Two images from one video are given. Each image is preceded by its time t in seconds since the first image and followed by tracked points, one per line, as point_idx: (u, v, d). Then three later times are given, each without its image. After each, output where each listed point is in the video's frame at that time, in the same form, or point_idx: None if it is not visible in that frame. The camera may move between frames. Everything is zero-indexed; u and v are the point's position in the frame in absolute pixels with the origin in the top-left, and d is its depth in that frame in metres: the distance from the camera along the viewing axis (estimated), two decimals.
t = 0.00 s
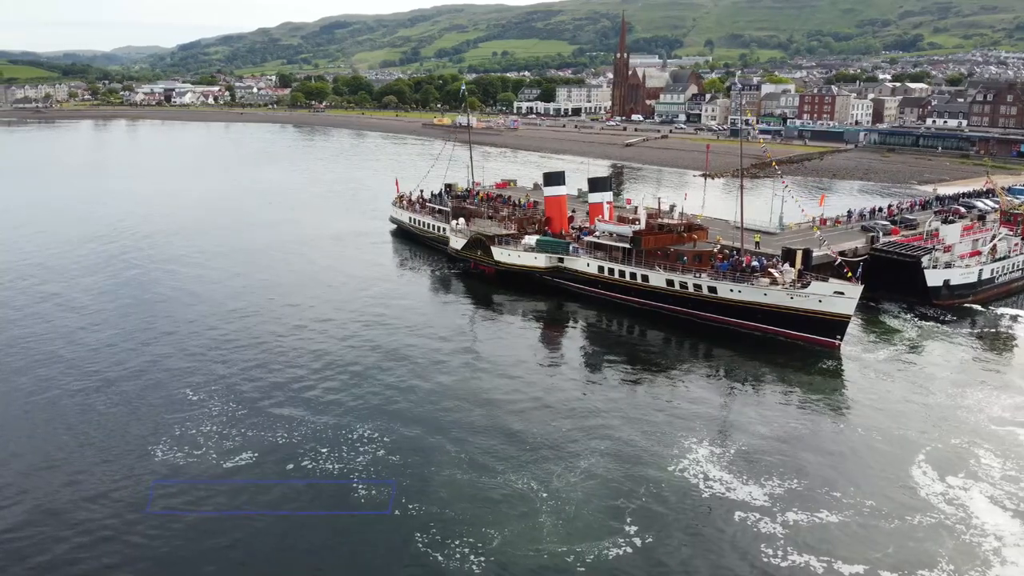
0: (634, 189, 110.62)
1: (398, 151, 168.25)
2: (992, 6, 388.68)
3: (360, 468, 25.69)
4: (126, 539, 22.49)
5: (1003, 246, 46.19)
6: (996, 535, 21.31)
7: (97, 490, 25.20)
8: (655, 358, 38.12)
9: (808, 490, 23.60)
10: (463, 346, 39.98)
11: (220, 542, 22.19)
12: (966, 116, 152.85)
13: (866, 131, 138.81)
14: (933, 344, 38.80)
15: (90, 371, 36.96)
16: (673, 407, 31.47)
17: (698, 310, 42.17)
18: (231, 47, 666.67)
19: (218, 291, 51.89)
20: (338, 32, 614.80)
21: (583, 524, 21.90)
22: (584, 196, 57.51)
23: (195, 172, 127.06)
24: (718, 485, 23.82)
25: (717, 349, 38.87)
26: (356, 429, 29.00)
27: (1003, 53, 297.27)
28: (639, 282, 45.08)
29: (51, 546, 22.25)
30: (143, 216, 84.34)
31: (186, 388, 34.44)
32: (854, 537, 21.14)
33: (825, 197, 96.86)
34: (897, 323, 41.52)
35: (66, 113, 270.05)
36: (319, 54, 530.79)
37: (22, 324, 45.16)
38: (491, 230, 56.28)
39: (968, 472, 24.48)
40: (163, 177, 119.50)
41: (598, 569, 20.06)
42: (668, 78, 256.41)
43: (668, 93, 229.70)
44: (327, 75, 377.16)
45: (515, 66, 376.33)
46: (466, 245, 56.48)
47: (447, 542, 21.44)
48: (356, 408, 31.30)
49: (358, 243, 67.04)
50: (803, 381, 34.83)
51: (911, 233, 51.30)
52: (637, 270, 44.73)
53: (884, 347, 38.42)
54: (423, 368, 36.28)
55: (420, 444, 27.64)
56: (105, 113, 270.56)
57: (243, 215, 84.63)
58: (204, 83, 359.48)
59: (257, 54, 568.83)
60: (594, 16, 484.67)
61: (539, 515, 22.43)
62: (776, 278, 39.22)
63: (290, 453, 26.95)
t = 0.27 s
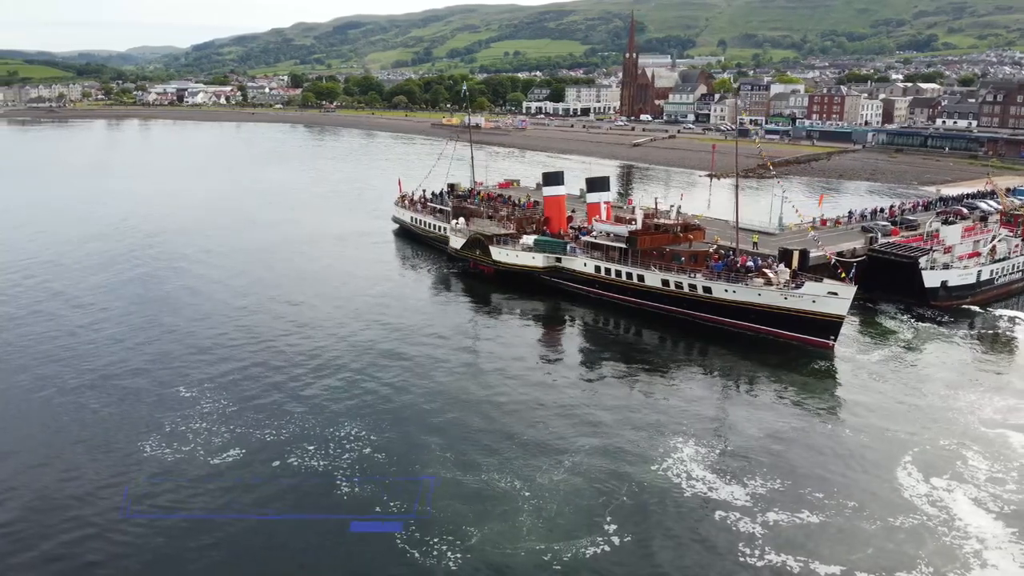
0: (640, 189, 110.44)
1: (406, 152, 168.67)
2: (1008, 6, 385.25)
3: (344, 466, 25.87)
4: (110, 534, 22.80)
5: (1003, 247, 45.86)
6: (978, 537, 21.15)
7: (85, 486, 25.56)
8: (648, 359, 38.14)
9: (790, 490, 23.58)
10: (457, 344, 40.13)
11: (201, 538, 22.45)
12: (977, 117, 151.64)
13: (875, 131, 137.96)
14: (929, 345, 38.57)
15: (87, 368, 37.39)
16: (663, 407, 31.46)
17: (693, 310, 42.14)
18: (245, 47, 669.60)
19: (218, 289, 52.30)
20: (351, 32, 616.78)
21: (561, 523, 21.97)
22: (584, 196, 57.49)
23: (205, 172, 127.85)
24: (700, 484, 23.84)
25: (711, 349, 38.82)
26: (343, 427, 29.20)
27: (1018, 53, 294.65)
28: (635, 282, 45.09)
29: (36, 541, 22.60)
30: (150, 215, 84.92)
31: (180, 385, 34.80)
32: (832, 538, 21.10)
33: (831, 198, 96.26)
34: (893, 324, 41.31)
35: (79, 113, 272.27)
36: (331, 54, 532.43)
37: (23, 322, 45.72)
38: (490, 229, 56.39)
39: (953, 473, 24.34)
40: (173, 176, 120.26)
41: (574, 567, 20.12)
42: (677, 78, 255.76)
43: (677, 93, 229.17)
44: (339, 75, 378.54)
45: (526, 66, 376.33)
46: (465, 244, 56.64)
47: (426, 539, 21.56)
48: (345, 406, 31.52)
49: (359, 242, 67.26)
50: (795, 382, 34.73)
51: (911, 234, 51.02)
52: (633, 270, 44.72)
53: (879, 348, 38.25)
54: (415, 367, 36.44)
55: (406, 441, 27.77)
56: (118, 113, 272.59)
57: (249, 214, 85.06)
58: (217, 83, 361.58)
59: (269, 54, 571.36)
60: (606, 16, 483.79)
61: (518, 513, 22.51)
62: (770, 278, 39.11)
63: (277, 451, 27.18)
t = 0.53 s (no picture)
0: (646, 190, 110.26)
1: (415, 151, 169.00)
2: None
3: (329, 463, 26.04)
4: (94, 530, 23.08)
5: (1002, 248, 45.54)
6: (959, 540, 21.01)
7: (73, 483, 25.87)
8: (642, 358, 38.14)
9: (772, 491, 23.57)
10: (451, 344, 40.29)
11: (183, 535, 22.65)
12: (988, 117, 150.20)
13: (883, 132, 137.10)
14: (924, 347, 38.40)
15: (83, 365, 37.79)
16: (652, 406, 31.49)
17: (688, 310, 42.09)
18: (258, 48, 672.77)
19: (218, 287, 52.72)
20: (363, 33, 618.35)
21: (541, 521, 22.04)
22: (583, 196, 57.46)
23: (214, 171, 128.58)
24: (681, 484, 23.84)
25: (705, 348, 38.78)
26: (331, 425, 29.36)
27: None
28: (632, 282, 45.08)
29: (22, 536, 22.92)
30: (157, 214, 85.54)
31: (173, 383, 35.12)
32: (811, 538, 21.07)
33: (837, 198, 95.93)
34: (889, 326, 41.14)
35: (93, 113, 274.63)
36: (343, 54, 533.88)
37: (25, 319, 46.28)
38: (489, 229, 56.48)
39: (938, 475, 24.21)
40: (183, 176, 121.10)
41: (551, 566, 20.20)
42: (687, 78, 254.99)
43: (686, 93, 228.49)
44: (351, 75, 379.75)
45: (537, 66, 376.09)
46: (465, 244, 56.77)
47: (405, 536, 21.71)
48: (335, 404, 31.73)
49: (361, 242, 67.53)
50: (787, 382, 34.65)
51: (911, 235, 50.70)
52: (629, 270, 44.72)
53: (873, 349, 38.10)
54: (407, 366, 36.58)
55: (392, 439, 27.91)
56: (132, 112, 274.52)
57: (254, 214, 85.44)
58: (230, 83, 363.40)
59: (282, 55, 574.05)
60: (617, 16, 482.78)
61: (499, 511, 22.60)
62: (764, 278, 38.99)
63: (263, 448, 27.39)
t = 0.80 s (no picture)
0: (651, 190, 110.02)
1: (424, 151, 169.16)
2: None
3: (315, 460, 26.24)
4: (79, 523, 23.38)
5: (1002, 249, 45.24)
6: (940, 542, 20.88)
7: (61, 478, 26.15)
8: (635, 358, 38.15)
9: (755, 491, 23.54)
10: (445, 343, 40.42)
11: (167, 531, 22.90)
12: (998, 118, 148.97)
13: (891, 132, 136.25)
14: (919, 348, 38.24)
15: (80, 363, 38.16)
16: (641, 406, 31.47)
17: (683, 310, 42.08)
18: (271, 48, 675.37)
19: (218, 286, 53.11)
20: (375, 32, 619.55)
21: (521, 519, 22.14)
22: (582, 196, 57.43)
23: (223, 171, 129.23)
24: (664, 483, 23.85)
25: (699, 348, 38.77)
26: (320, 423, 29.57)
27: None
28: (628, 282, 45.10)
29: (10, 530, 23.25)
30: (163, 213, 86.17)
31: (167, 380, 35.44)
32: (790, 538, 21.03)
33: (843, 199, 95.54)
34: (885, 327, 40.98)
35: (106, 113, 276.78)
36: (355, 54, 535.24)
37: (26, 317, 46.78)
38: (488, 229, 56.58)
39: (923, 476, 24.08)
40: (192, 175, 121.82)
41: (527, 564, 20.27)
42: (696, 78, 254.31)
43: (696, 93, 227.87)
44: (363, 76, 380.54)
45: (547, 66, 375.67)
46: (464, 243, 56.91)
47: (384, 534, 21.88)
48: (325, 403, 31.92)
49: (363, 241, 67.76)
50: (780, 382, 34.58)
51: (911, 236, 50.45)
52: (625, 270, 44.73)
53: (868, 350, 37.97)
54: (399, 365, 36.72)
55: (380, 437, 28.07)
56: (145, 112, 276.37)
57: (259, 213, 85.85)
58: (242, 83, 365.02)
59: (294, 55, 576.11)
60: (629, 16, 481.67)
61: (480, 509, 22.68)
62: (758, 278, 38.93)
63: (251, 444, 27.62)
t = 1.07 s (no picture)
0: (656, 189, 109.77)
1: (432, 151, 169.41)
2: None
3: (302, 457, 26.41)
4: (65, 516, 23.67)
5: (1001, 250, 44.95)
6: (921, 543, 20.77)
7: (51, 473, 26.42)
8: (628, 358, 38.15)
9: (737, 491, 23.56)
10: (439, 342, 40.53)
11: (151, 525, 23.07)
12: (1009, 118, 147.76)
13: (900, 133, 135.43)
14: (915, 349, 38.05)
15: (77, 360, 38.49)
16: (630, 406, 31.49)
17: (678, 310, 42.08)
18: (284, 48, 678.13)
19: (219, 285, 53.48)
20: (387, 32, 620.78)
21: (502, 516, 22.21)
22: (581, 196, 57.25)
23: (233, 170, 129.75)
24: (646, 482, 23.90)
25: (693, 348, 38.74)
26: (309, 420, 29.70)
27: None
28: (624, 282, 45.10)
29: None
30: (169, 212, 86.72)
31: (162, 377, 35.71)
32: (769, 538, 21.01)
33: (848, 200, 95.09)
34: (881, 328, 40.78)
35: (119, 113, 278.90)
36: (367, 53, 536.30)
37: (27, 314, 47.27)
38: (487, 229, 56.60)
39: (906, 477, 24.02)
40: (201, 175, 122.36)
41: (504, 561, 20.39)
42: (705, 78, 253.47)
43: (704, 93, 227.44)
44: (374, 76, 381.54)
45: (559, 67, 375.59)
46: (463, 243, 57.02)
47: (364, 530, 22.08)
48: (316, 401, 32.07)
49: (365, 241, 67.99)
50: (771, 382, 34.53)
51: (911, 237, 50.16)
52: (621, 270, 44.72)
53: (861, 351, 37.84)
54: (393, 364, 36.84)
55: (367, 435, 28.21)
56: (157, 112, 277.92)
57: (264, 212, 86.28)
58: (254, 83, 366.51)
59: (307, 56, 578.41)
60: (640, 16, 480.57)
61: (462, 507, 22.77)
62: (752, 279, 38.86)
63: (240, 441, 27.77)
